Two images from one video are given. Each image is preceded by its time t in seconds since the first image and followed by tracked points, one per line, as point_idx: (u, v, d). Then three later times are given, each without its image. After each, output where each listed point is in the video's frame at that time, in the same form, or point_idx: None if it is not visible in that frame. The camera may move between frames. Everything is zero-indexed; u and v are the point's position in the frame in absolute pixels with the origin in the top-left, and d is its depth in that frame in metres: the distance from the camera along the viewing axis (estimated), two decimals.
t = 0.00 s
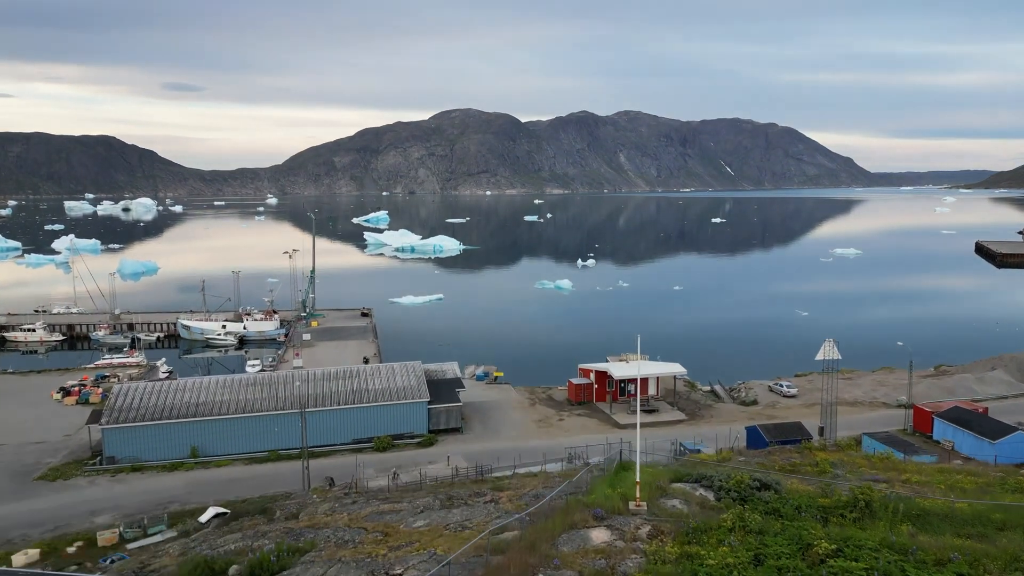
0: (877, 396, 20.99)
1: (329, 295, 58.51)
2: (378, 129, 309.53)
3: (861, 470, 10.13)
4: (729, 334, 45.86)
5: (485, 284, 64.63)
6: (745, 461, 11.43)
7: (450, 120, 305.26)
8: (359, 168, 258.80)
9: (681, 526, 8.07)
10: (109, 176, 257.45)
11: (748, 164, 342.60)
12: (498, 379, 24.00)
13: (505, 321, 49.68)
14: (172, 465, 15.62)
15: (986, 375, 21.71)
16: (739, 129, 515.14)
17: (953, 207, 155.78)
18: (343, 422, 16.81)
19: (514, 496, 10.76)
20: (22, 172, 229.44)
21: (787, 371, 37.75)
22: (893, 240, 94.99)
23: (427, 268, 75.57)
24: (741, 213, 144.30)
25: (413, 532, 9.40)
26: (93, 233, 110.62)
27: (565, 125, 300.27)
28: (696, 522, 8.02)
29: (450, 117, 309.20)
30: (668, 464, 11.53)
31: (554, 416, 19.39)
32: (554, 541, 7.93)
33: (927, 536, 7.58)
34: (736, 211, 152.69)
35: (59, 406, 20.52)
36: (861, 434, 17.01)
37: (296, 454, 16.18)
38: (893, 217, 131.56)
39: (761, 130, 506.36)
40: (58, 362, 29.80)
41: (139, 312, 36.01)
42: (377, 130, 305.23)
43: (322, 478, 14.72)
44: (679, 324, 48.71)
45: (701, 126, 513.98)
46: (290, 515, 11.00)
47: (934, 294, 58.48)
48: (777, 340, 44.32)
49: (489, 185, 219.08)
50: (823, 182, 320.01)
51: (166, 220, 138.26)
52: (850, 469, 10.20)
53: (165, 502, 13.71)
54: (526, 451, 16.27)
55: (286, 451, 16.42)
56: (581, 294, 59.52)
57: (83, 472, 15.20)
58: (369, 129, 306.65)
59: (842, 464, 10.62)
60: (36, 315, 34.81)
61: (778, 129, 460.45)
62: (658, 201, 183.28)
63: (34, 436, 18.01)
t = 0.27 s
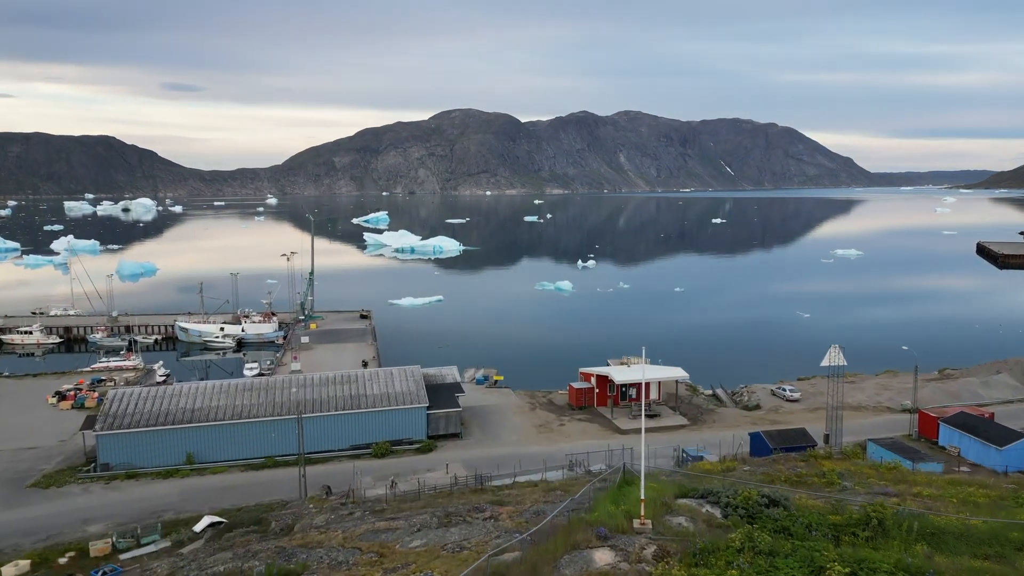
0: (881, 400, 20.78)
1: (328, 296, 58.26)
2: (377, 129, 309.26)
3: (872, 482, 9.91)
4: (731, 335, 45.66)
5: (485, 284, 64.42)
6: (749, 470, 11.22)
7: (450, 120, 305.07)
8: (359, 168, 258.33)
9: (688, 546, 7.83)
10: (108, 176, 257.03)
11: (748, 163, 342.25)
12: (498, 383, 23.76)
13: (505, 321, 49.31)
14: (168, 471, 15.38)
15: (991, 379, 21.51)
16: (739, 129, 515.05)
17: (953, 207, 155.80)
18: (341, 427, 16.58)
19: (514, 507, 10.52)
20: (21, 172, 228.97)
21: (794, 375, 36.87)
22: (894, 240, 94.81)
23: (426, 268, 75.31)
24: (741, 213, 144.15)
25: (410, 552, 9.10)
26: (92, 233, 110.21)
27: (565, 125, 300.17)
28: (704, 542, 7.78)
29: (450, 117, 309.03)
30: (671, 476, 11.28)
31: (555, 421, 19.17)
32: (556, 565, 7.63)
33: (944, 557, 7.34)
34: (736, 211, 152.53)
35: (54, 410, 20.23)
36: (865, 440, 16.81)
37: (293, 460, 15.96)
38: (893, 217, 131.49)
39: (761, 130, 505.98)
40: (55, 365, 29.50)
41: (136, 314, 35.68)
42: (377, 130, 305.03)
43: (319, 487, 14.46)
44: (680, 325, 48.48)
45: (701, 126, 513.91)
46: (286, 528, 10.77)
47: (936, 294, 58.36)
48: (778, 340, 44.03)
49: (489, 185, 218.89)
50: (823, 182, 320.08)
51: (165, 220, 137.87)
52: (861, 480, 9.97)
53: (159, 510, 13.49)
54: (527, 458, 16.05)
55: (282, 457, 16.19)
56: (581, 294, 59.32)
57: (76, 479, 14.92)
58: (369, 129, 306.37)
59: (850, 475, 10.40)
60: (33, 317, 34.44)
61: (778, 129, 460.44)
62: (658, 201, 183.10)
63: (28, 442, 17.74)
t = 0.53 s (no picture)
0: (886, 405, 20.54)
1: (328, 296, 58.02)
2: (378, 129, 309.23)
3: (883, 495, 9.61)
4: (732, 335, 45.44)
5: (486, 285, 64.23)
6: (755, 479, 10.95)
7: (450, 120, 305.08)
8: (360, 168, 258.11)
9: (695, 567, 7.38)
10: (109, 177, 256.92)
11: (749, 163, 342.00)
12: (498, 388, 23.49)
13: (505, 323, 48.87)
14: (163, 478, 15.12)
15: (997, 384, 21.26)
16: (739, 129, 515.00)
17: (954, 207, 155.71)
18: (339, 433, 16.35)
19: (514, 519, 10.23)
20: (22, 172, 228.78)
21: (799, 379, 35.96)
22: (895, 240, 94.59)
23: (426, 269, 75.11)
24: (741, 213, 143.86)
25: None
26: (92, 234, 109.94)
27: (565, 125, 300.09)
28: (712, 562, 7.35)
29: (451, 118, 309.04)
30: (675, 487, 11.01)
31: (556, 426, 18.90)
32: None
33: None
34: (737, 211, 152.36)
35: (49, 415, 19.89)
36: (871, 446, 16.54)
37: (290, 467, 15.72)
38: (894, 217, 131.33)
39: (762, 130, 505.52)
40: (53, 368, 29.18)
41: (134, 316, 35.35)
42: (377, 130, 304.96)
43: (315, 495, 14.20)
44: (682, 325, 48.20)
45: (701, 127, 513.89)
46: (280, 540, 10.50)
47: (938, 295, 58.16)
48: (781, 341, 43.71)
49: (490, 185, 218.73)
50: (823, 182, 320.08)
51: (165, 220, 137.57)
52: (871, 493, 9.68)
53: (152, 519, 13.25)
54: (527, 465, 15.80)
55: (279, 463, 15.94)
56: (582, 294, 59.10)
57: (70, 486, 14.66)
58: (369, 129, 306.24)
59: (859, 487, 10.11)
60: (30, 319, 34.05)
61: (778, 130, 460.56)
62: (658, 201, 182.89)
63: (23, 447, 17.36)
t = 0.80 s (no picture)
0: (892, 410, 20.30)
1: (328, 296, 57.78)
2: (379, 129, 308.94)
3: (895, 508, 9.38)
4: (734, 335, 45.24)
5: (487, 284, 64.03)
6: (762, 490, 10.70)
7: (451, 120, 304.78)
8: (361, 168, 257.88)
9: None
10: (110, 177, 256.77)
11: (750, 163, 341.49)
12: (499, 391, 23.22)
13: (506, 323, 48.43)
14: (159, 485, 14.87)
15: (1004, 388, 20.97)
16: (740, 129, 514.64)
17: (956, 207, 155.47)
18: (338, 439, 16.11)
19: (516, 531, 9.95)
20: (23, 172, 228.78)
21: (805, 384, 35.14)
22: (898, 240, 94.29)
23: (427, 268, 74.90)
24: (742, 214, 143.47)
25: None
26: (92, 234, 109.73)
27: (567, 125, 299.92)
28: None
29: (452, 118, 308.97)
30: (680, 498, 10.75)
31: (558, 431, 18.67)
32: None
33: None
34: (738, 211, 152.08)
35: (45, 419, 19.61)
36: (878, 453, 16.29)
37: (288, 474, 15.48)
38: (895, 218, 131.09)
39: (763, 130, 504.85)
40: (51, 371, 28.92)
41: (133, 318, 35.10)
42: (378, 130, 304.81)
43: (313, 503, 13.97)
44: (684, 325, 47.91)
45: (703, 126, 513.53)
46: (275, 553, 10.26)
47: (941, 294, 57.91)
48: (784, 341, 43.38)
49: (491, 185, 218.56)
50: (825, 182, 319.98)
51: (167, 220, 137.39)
52: (883, 506, 9.44)
53: (147, 528, 13.03)
54: (528, 472, 15.55)
55: (277, 470, 15.70)
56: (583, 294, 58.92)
57: (64, 493, 14.40)
58: (370, 129, 306.05)
59: (871, 499, 9.87)
60: (28, 321, 33.82)
61: (779, 130, 460.29)
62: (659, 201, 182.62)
63: (19, 453, 17.09)
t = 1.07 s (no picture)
0: (898, 414, 20.04)
1: (328, 296, 57.58)
2: (380, 129, 308.84)
3: (908, 522, 9.15)
4: (736, 335, 44.94)
5: (488, 285, 63.80)
6: (770, 501, 10.44)
7: (452, 120, 304.81)
8: (362, 169, 257.72)
9: None
10: (112, 177, 256.81)
11: (752, 163, 341.11)
12: (499, 395, 22.97)
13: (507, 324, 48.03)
14: (155, 492, 14.61)
15: (1012, 393, 20.69)
16: (742, 129, 514.22)
17: (958, 207, 155.17)
18: (336, 445, 15.88)
19: (518, 546, 9.68)
20: (25, 173, 228.91)
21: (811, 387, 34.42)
22: (900, 240, 93.96)
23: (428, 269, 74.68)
24: (744, 214, 143.18)
25: None
26: (93, 234, 109.65)
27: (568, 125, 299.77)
28: None
29: (453, 118, 308.98)
30: (685, 510, 10.50)
31: (559, 436, 18.43)
32: None
33: None
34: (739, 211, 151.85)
35: (41, 424, 19.31)
36: (885, 459, 16.05)
37: (286, 480, 15.24)
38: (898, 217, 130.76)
39: (764, 130, 504.88)
40: (49, 374, 28.72)
41: (131, 320, 34.88)
42: (380, 130, 304.86)
43: (311, 511, 13.75)
44: (686, 326, 47.62)
45: (704, 126, 513.12)
46: (271, 566, 10.03)
47: (943, 295, 57.63)
48: (787, 342, 43.06)
49: (492, 185, 218.45)
50: (826, 182, 319.52)
51: (168, 220, 137.31)
52: (895, 520, 9.21)
53: (142, 537, 12.80)
54: (530, 479, 15.32)
55: (275, 476, 15.44)
56: (584, 294, 58.69)
57: (58, 500, 14.12)
58: (372, 129, 306.05)
59: (882, 512, 9.66)
60: (27, 323, 33.60)
61: (781, 130, 460.03)
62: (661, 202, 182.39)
63: (14, 458, 16.78)
